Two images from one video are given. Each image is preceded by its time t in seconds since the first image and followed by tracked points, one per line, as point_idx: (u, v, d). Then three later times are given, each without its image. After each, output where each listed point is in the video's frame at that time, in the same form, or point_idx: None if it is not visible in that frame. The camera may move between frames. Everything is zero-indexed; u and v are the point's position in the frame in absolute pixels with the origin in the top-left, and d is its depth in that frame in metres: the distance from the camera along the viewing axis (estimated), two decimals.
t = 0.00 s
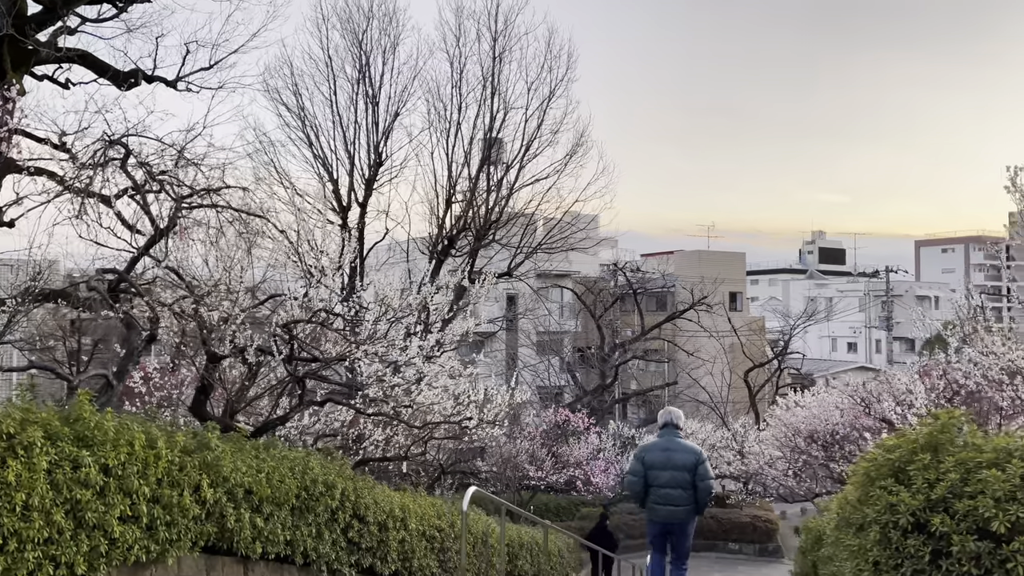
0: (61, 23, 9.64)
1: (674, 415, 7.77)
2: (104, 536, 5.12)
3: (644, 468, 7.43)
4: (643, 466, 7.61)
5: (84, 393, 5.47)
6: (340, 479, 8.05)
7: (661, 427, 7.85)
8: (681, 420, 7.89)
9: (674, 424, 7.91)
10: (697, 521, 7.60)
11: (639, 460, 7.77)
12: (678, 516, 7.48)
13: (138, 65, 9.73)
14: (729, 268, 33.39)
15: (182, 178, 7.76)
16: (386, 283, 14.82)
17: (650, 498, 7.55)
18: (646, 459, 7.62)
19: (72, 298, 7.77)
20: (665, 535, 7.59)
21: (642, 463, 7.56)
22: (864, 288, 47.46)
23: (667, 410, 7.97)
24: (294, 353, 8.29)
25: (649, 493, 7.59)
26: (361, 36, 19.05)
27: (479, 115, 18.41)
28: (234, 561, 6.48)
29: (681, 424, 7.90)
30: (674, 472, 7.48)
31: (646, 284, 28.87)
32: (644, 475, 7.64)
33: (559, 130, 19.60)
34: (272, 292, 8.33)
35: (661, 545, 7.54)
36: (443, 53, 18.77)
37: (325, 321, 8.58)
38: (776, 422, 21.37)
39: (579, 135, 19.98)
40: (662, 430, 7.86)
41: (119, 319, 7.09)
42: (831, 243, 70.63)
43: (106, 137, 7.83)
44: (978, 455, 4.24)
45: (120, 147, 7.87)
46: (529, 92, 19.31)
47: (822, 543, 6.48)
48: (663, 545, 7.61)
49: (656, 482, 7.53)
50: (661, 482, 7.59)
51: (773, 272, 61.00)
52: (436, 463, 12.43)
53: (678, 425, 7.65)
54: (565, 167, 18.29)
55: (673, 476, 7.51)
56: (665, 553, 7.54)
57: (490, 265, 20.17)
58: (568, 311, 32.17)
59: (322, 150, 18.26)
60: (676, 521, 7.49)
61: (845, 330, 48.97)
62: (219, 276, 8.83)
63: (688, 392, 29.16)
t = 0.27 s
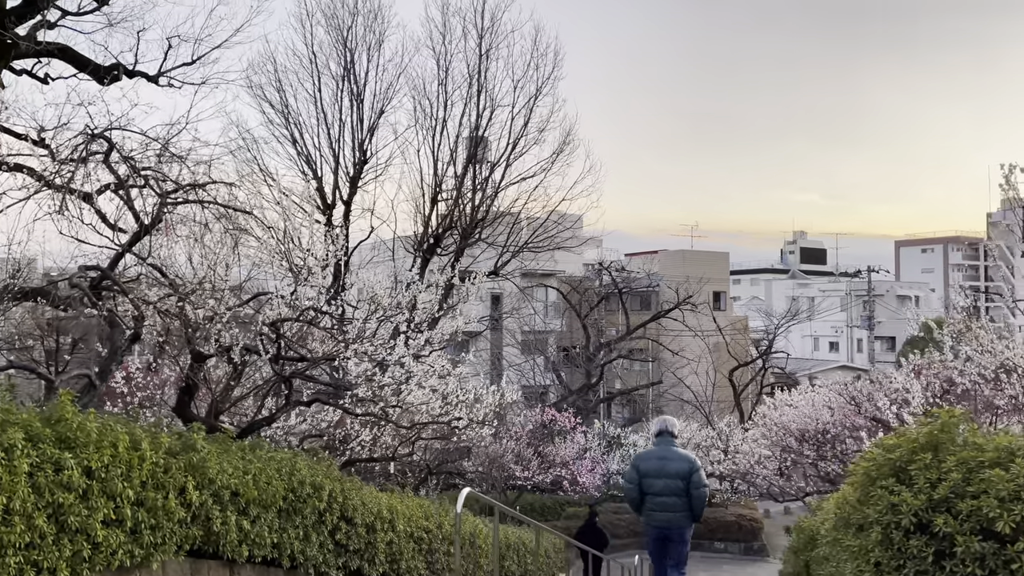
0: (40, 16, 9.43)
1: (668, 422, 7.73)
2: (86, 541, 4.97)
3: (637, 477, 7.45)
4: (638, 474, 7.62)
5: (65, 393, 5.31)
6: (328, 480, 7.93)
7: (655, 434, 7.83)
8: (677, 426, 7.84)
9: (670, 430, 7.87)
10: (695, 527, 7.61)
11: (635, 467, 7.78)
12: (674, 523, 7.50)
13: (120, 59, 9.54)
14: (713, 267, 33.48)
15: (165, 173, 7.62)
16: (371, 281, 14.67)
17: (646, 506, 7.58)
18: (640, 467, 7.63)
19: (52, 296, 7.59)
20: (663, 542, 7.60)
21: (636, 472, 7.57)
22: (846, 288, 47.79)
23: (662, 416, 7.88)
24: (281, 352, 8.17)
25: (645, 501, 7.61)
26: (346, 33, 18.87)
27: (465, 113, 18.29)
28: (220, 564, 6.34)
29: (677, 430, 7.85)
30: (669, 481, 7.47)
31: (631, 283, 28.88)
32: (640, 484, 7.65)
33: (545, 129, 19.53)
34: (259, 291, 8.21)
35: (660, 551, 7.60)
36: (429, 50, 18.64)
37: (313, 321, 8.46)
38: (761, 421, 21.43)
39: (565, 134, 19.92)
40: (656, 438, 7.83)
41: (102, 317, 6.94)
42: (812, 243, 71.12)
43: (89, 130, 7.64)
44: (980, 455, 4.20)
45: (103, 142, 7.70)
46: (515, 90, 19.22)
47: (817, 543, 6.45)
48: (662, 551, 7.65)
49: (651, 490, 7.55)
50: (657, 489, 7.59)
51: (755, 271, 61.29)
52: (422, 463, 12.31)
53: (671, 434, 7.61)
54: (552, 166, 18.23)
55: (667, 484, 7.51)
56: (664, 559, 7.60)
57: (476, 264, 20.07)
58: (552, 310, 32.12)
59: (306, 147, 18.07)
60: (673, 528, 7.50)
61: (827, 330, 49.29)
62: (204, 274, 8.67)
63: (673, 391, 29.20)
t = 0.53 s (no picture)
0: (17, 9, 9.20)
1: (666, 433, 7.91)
2: (68, 549, 4.80)
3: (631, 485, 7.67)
4: (633, 483, 7.83)
5: (45, 395, 5.14)
6: (315, 483, 7.78)
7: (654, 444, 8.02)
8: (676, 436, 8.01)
9: (670, 440, 8.05)
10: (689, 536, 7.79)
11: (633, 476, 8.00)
12: (666, 531, 7.69)
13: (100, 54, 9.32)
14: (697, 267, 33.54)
15: (148, 169, 7.44)
16: (357, 281, 14.51)
17: (639, 513, 7.80)
18: (636, 475, 7.84)
19: (31, 295, 7.39)
20: (655, 550, 7.80)
21: (631, 479, 7.79)
22: (828, 287, 48.09)
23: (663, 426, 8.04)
24: (268, 353, 8.02)
25: (639, 508, 7.83)
26: (330, 30, 18.67)
27: (450, 110, 18.15)
28: (205, 571, 6.18)
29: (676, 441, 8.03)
30: (662, 490, 7.67)
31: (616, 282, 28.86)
32: (636, 491, 7.86)
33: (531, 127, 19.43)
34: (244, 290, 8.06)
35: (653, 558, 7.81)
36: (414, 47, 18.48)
37: (301, 321, 8.31)
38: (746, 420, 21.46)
39: (551, 132, 19.83)
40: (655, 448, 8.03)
41: (84, 317, 6.77)
42: (793, 243, 71.58)
43: (69, 124, 7.44)
44: (985, 457, 4.15)
45: (84, 138, 7.51)
46: (501, 88, 19.11)
47: (813, 546, 6.40)
48: (655, 558, 7.87)
49: (645, 498, 7.76)
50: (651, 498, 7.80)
51: (737, 271, 61.56)
52: (410, 465, 12.18)
53: (668, 444, 7.79)
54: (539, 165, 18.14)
55: (660, 493, 7.72)
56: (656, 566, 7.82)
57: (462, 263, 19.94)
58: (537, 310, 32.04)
59: (290, 145, 17.86)
60: (664, 537, 7.70)
61: (809, 329, 49.59)
62: (187, 272, 8.50)
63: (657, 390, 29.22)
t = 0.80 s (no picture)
0: None
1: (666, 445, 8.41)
2: (50, 558, 4.64)
3: (635, 494, 8.14)
4: (634, 492, 8.32)
5: (24, 399, 4.97)
6: (302, 487, 7.65)
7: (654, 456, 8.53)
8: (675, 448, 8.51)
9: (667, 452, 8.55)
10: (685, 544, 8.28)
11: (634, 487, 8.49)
12: (666, 538, 8.16)
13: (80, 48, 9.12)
14: (682, 266, 33.61)
15: (132, 166, 7.28)
16: (342, 280, 14.36)
17: (641, 522, 8.27)
18: (637, 484, 8.33)
19: (10, 296, 7.20)
20: (655, 557, 8.24)
21: (633, 490, 8.27)
22: (810, 287, 48.38)
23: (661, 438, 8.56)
24: (254, 355, 7.89)
25: (640, 517, 8.30)
26: (314, 27, 18.50)
27: (437, 108, 18.02)
28: None
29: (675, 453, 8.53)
30: (662, 499, 8.16)
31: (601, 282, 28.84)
32: (637, 501, 8.34)
33: (518, 125, 19.33)
34: (230, 291, 7.91)
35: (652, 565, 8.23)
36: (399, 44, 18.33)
37: (288, 323, 8.18)
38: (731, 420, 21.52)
39: (538, 131, 19.75)
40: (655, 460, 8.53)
41: (66, 318, 6.60)
42: (775, 243, 72.04)
43: (50, 120, 7.26)
44: (989, 460, 4.11)
45: (65, 133, 7.32)
46: (488, 86, 19.00)
47: (808, 549, 6.35)
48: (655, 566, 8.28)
49: (648, 506, 8.24)
50: (652, 507, 8.28)
51: (720, 271, 61.84)
52: (397, 466, 12.08)
53: (668, 455, 8.29)
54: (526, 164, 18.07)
55: (661, 502, 8.20)
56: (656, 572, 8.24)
57: (448, 263, 19.82)
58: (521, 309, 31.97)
59: (273, 143, 17.65)
60: (665, 545, 8.18)
61: (791, 329, 49.89)
62: (171, 272, 8.33)
63: (642, 390, 29.24)
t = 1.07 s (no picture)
0: None
1: (662, 452, 9.12)
2: (34, 565, 4.50)
3: (637, 502, 8.83)
4: (636, 498, 9.03)
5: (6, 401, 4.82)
6: (291, 489, 7.54)
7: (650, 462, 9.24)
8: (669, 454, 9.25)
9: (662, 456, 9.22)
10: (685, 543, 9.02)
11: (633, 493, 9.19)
12: (667, 540, 8.91)
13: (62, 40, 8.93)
14: (667, 266, 33.67)
15: (117, 162, 7.13)
16: (329, 279, 14.23)
17: (643, 526, 8.99)
18: (638, 491, 9.03)
19: None
20: (657, 558, 8.98)
21: (635, 498, 8.96)
22: (793, 286, 48.67)
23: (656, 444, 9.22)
24: (241, 354, 7.77)
25: (642, 522, 9.03)
26: (299, 23, 18.32)
27: (424, 106, 17.90)
28: None
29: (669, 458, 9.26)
30: (663, 503, 8.89)
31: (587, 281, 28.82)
32: (638, 507, 9.06)
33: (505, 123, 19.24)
34: (216, 290, 7.79)
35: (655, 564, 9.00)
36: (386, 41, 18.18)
37: (275, 322, 8.07)
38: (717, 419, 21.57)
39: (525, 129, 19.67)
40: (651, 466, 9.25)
41: (49, 317, 6.45)
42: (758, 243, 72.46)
43: (32, 115, 7.10)
44: (993, 462, 4.07)
45: (48, 127, 7.16)
46: (476, 83, 18.90)
47: (804, 551, 6.32)
48: (656, 565, 9.03)
49: (649, 512, 8.96)
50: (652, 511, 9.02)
51: (703, 271, 62.08)
52: (385, 467, 11.98)
53: (665, 462, 9.01)
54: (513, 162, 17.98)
55: (662, 507, 8.94)
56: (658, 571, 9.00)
57: (434, 262, 19.72)
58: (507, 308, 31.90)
59: (257, 140, 17.45)
60: (667, 547, 8.92)
61: (774, 328, 50.17)
62: (156, 271, 8.18)
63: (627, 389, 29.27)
